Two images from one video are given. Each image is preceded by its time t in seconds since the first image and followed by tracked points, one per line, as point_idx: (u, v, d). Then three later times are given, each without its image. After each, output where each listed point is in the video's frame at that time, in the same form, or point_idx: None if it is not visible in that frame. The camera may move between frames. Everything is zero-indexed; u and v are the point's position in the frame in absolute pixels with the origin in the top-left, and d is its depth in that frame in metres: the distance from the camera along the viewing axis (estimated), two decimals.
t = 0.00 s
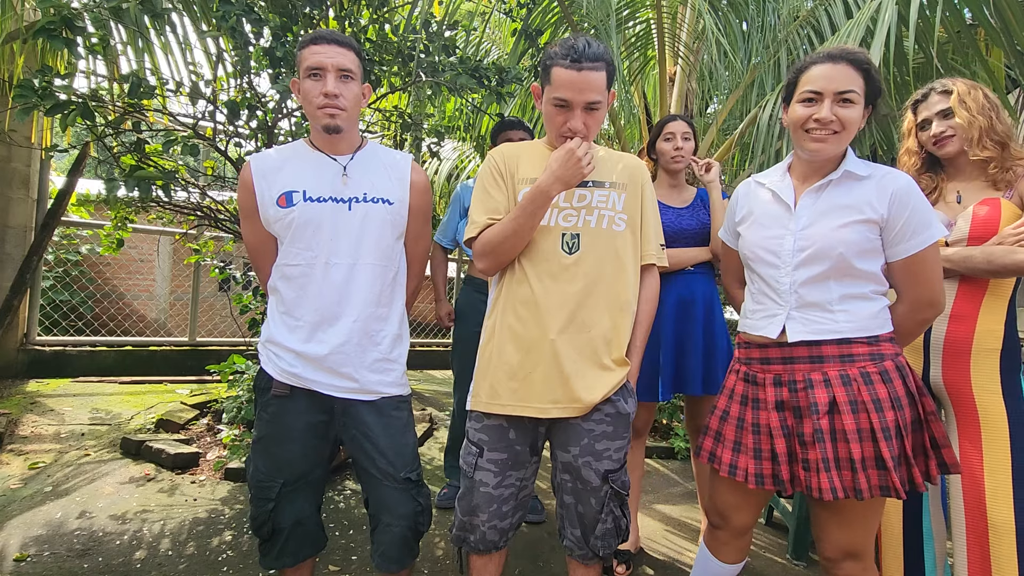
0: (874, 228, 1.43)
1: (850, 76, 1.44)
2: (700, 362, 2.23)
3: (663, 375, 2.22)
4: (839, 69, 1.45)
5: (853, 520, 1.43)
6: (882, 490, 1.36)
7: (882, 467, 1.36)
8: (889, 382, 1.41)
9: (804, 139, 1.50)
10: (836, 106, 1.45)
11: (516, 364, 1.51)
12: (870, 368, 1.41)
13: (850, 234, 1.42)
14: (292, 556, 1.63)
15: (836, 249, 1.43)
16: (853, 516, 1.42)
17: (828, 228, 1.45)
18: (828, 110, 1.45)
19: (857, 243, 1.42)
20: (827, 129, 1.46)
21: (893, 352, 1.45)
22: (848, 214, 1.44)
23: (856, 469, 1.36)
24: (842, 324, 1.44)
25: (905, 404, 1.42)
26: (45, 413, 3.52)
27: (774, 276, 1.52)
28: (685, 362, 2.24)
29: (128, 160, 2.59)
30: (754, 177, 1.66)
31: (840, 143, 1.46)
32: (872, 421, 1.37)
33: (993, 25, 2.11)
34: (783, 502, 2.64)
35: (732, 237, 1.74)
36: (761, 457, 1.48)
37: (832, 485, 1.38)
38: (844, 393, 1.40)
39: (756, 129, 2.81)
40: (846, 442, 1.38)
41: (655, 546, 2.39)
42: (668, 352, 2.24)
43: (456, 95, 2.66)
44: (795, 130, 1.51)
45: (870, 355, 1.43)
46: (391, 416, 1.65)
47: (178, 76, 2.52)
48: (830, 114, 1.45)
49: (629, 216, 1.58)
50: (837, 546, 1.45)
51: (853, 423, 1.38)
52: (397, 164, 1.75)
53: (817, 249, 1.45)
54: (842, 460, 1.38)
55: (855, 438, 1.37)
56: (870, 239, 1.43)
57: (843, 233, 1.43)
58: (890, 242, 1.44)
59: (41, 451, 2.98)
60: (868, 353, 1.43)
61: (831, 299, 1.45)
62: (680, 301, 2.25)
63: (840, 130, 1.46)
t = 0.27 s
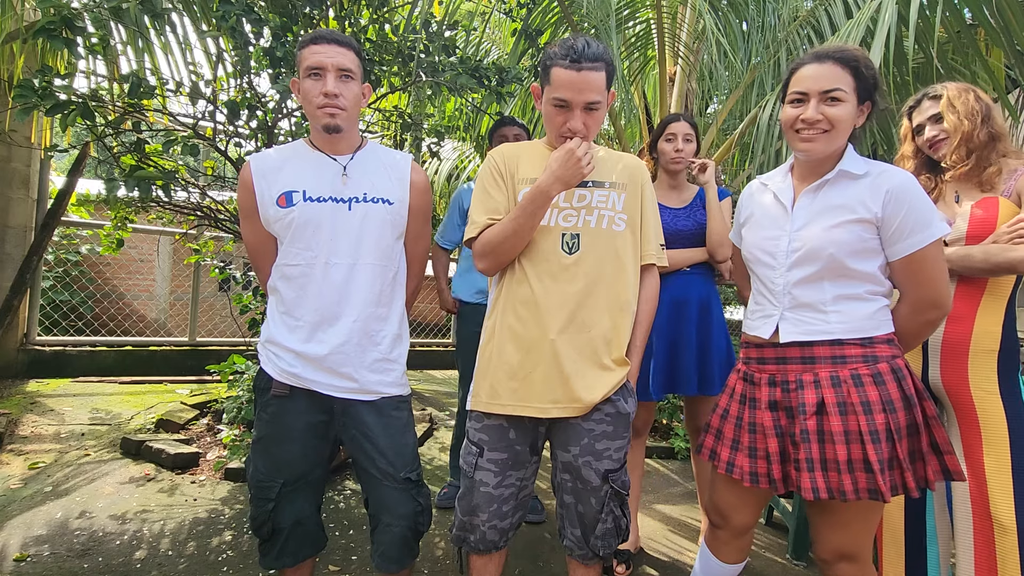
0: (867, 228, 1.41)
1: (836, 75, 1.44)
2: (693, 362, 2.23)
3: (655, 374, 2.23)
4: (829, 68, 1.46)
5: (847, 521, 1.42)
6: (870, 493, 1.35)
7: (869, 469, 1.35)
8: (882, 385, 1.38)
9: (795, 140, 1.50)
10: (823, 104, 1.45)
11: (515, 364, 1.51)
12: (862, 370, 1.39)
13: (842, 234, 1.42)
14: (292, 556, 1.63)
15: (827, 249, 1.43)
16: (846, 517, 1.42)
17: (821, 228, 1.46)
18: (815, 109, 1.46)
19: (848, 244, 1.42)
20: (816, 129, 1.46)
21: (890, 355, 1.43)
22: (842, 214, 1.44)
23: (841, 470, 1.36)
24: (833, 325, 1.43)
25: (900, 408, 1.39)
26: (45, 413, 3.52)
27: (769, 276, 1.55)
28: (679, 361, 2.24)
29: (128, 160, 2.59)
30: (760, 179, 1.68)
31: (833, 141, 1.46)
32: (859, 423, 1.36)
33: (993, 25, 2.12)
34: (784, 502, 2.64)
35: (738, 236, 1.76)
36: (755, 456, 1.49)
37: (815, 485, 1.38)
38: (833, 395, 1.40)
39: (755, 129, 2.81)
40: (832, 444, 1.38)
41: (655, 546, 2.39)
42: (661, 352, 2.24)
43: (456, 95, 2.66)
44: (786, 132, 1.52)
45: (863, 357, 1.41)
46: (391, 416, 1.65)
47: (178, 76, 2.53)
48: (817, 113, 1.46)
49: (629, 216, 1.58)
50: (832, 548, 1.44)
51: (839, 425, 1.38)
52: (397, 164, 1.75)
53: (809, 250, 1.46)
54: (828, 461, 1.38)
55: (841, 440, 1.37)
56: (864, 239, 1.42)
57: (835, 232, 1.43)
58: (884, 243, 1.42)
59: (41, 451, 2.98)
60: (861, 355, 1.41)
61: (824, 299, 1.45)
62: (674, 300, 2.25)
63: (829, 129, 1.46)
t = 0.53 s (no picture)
0: (864, 229, 1.41)
1: (832, 75, 1.44)
2: (692, 362, 2.23)
3: (654, 374, 2.23)
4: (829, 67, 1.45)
5: (845, 521, 1.42)
6: (867, 493, 1.34)
7: (867, 469, 1.35)
8: (880, 385, 1.38)
9: (793, 141, 1.51)
10: (818, 105, 1.46)
11: (515, 364, 1.51)
12: (860, 370, 1.39)
13: (839, 234, 1.42)
14: (292, 556, 1.63)
15: (824, 249, 1.43)
16: (844, 517, 1.42)
17: (818, 229, 1.46)
18: (810, 110, 1.46)
19: (846, 245, 1.42)
20: (812, 129, 1.47)
21: (887, 355, 1.43)
22: (839, 214, 1.44)
23: (838, 470, 1.36)
24: (830, 325, 1.43)
25: (898, 408, 1.39)
26: (45, 413, 3.52)
27: (767, 276, 1.55)
28: (679, 361, 2.24)
29: (128, 160, 2.59)
30: (760, 179, 1.68)
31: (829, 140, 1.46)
32: (857, 423, 1.36)
33: (993, 25, 2.12)
34: (784, 502, 2.64)
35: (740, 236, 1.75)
36: (753, 455, 1.50)
37: (812, 485, 1.38)
38: (831, 395, 1.39)
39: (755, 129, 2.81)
40: (830, 444, 1.38)
41: (655, 546, 2.39)
42: (660, 352, 2.25)
43: (456, 95, 2.66)
44: (784, 133, 1.53)
45: (860, 357, 1.41)
46: (391, 416, 1.65)
47: (178, 76, 2.53)
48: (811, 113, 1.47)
49: (629, 216, 1.58)
50: (831, 548, 1.44)
51: (837, 425, 1.37)
52: (397, 164, 1.75)
53: (806, 250, 1.46)
54: (826, 461, 1.38)
55: (838, 440, 1.37)
56: (863, 239, 1.42)
57: (833, 233, 1.43)
58: (881, 243, 1.42)
59: (41, 451, 2.98)
60: (859, 355, 1.41)
61: (821, 300, 1.45)
62: (673, 302, 2.25)
63: (824, 129, 1.46)
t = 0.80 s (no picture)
0: (869, 230, 1.41)
1: (806, 76, 1.46)
2: (693, 362, 2.23)
3: (655, 374, 2.23)
4: (825, 68, 1.45)
5: (846, 521, 1.42)
6: (873, 491, 1.35)
7: (873, 468, 1.35)
8: (884, 384, 1.39)
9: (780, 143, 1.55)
10: (793, 106, 1.48)
11: (516, 364, 1.51)
12: (865, 370, 1.40)
13: (845, 236, 1.42)
14: (292, 556, 1.63)
15: (830, 250, 1.43)
16: (845, 516, 1.42)
17: (823, 229, 1.45)
18: (786, 112, 1.50)
19: (851, 246, 1.42)
20: (789, 130, 1.50)
21: (890, 354, 1.43)
22: (844, 215, 1.43)
23: (845, 469, 1.36)
24: (835, 325, 1.43)
25: (901, 407, 1.40)
26: (45, 413, 3.52)
27: (770, 276, 1.54)
28: (679, 361, 2.24)
29: (128, 160, 2.59)
30: (761, 177, 1.67)
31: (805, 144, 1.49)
32: (863, 422, 1.37)
33: (993, 25, 2.12)
34: (783, 502, 2.64)
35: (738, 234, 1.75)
36: (756, 455, 1.49)
37: (820, 484, 1.37)
38: (836, 394, 1.39)
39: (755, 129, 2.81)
40: (836, 443, 1.38)
41: (654, 546, 2.39)
42: (661, 351, 2.24)
43: (456, 95, 2.66)
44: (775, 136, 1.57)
45: (864, 357, 1.41)
46: (391, 416, 1.65)
47: (178, 76, 2.53)
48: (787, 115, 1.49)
49: (629, 216, 1.58)
50: (831, 547, 1.44)
51: (843, 424, 1.38)
52: (396, 164, 1.75)
53: (811, 250, 1.45)
54: (832, 460, 1.38)
55: (845, 439, 1.37)
56: (867, 240, 1.42)
57: (839, 234, 1.43)
58: (886, 244, 1.42)
59: (42, 451, 2.98)
60: (862, 354, 1.42)
61: (825, 299, 1.45)
62: (673, 301, 2.25)
63: (798, 131, 1.48)
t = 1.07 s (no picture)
0: (869, 230, 1.41)
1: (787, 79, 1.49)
2: (693, 361, 2.23)
3: (655, 373, 2.23)
4: (824, 67, 1.45)
5: (846, 521, 1.42)
6: (869, 492, 1.35)
7: (869, 468, 1.35)
8: (882, 385, 1.39)
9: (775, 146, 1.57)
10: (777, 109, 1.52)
11: (515, 364, 1.51)
12: (862, 370, 1.40)
13: (845, 237, 1.42)
14: (292, 556, 1.63)
15: (830, 252, 1.43)
16: (845, 516, 1.42)
17: (823, 230, 1.45)
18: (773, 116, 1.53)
19: (851, 246, 1.42)
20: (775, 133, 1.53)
21: (889, 355, 1.43)
22: (845, 215, 1.43)
23: (840, 470, 1.36)
24: (834, 325, 1.43)
25: (899, 408, 1.39)
26: (45, 413, 3.52)
27: (771, 276, 1.55)
28: (680, 360, 2.24)
29: (128, 160, 2.59)
30: (766, 176, 1.68)
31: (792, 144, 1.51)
32: (859, 423, 1.36)
33: (992, 25, 2.12)
34: (783, 502, 2.64)
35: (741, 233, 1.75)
36: (755, 454, 1.50)
37: (813, 484, 1.37)
38: (833, 395, 1.40)
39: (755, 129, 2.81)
40: (832, 443, 1.38)
41: (654, 545, 2.39)
42: (661, 351, 2.24)
43: (456, 95, 2.66)
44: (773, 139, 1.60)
45: (863, 357, 1.41)
46: (390, 416, 1.65)
47: (178, 76, 2.53)
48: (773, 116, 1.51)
49: (629, 216, 1.58)
50: (831, 547, 1.44)
51: (839, 424, 1.38)
52: (396, 164, 1.75)
53: (811, 251, 1.46)
54: (828, 460, 1.38)
55: (840, 439, 1.37)
56: (867, 241, 1.42)
57: (839, 235, 1.43)
58: (888, 244, 1.42)
59: (41, 451, 2.98)
60: (861, 355, 1.41)
61: (825, 300, 1.45)
62: (673, 301, 2.25)
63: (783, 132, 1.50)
